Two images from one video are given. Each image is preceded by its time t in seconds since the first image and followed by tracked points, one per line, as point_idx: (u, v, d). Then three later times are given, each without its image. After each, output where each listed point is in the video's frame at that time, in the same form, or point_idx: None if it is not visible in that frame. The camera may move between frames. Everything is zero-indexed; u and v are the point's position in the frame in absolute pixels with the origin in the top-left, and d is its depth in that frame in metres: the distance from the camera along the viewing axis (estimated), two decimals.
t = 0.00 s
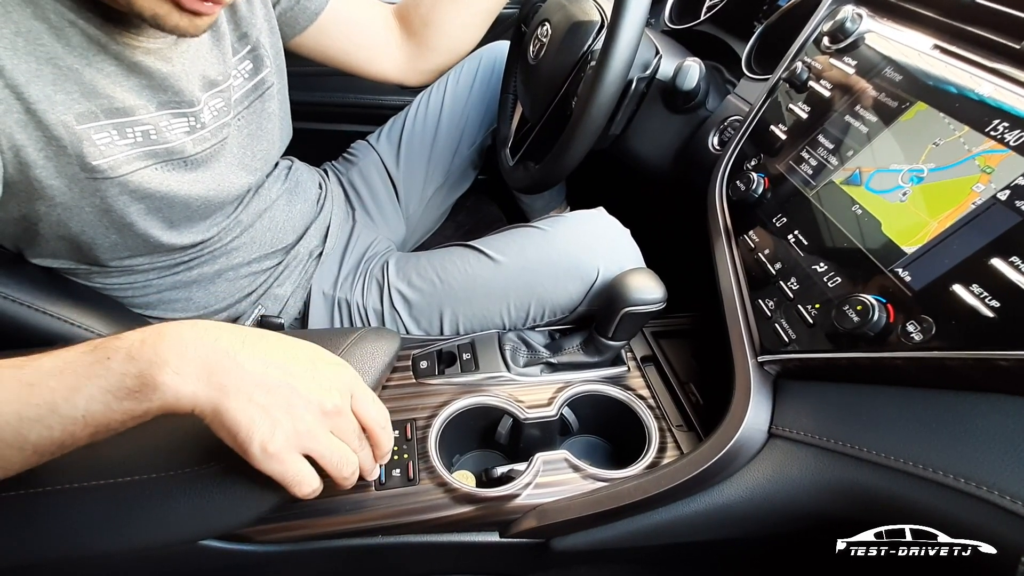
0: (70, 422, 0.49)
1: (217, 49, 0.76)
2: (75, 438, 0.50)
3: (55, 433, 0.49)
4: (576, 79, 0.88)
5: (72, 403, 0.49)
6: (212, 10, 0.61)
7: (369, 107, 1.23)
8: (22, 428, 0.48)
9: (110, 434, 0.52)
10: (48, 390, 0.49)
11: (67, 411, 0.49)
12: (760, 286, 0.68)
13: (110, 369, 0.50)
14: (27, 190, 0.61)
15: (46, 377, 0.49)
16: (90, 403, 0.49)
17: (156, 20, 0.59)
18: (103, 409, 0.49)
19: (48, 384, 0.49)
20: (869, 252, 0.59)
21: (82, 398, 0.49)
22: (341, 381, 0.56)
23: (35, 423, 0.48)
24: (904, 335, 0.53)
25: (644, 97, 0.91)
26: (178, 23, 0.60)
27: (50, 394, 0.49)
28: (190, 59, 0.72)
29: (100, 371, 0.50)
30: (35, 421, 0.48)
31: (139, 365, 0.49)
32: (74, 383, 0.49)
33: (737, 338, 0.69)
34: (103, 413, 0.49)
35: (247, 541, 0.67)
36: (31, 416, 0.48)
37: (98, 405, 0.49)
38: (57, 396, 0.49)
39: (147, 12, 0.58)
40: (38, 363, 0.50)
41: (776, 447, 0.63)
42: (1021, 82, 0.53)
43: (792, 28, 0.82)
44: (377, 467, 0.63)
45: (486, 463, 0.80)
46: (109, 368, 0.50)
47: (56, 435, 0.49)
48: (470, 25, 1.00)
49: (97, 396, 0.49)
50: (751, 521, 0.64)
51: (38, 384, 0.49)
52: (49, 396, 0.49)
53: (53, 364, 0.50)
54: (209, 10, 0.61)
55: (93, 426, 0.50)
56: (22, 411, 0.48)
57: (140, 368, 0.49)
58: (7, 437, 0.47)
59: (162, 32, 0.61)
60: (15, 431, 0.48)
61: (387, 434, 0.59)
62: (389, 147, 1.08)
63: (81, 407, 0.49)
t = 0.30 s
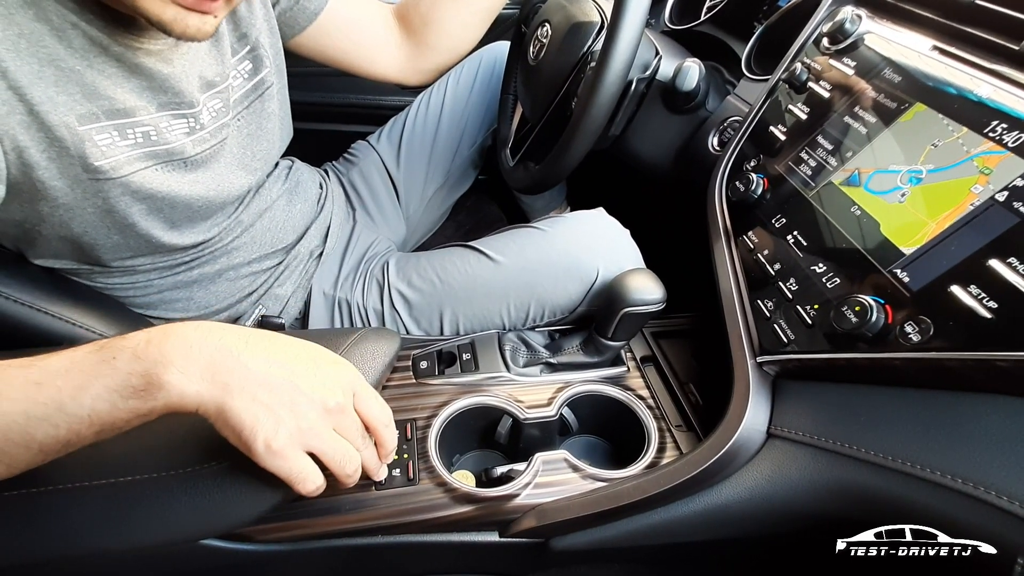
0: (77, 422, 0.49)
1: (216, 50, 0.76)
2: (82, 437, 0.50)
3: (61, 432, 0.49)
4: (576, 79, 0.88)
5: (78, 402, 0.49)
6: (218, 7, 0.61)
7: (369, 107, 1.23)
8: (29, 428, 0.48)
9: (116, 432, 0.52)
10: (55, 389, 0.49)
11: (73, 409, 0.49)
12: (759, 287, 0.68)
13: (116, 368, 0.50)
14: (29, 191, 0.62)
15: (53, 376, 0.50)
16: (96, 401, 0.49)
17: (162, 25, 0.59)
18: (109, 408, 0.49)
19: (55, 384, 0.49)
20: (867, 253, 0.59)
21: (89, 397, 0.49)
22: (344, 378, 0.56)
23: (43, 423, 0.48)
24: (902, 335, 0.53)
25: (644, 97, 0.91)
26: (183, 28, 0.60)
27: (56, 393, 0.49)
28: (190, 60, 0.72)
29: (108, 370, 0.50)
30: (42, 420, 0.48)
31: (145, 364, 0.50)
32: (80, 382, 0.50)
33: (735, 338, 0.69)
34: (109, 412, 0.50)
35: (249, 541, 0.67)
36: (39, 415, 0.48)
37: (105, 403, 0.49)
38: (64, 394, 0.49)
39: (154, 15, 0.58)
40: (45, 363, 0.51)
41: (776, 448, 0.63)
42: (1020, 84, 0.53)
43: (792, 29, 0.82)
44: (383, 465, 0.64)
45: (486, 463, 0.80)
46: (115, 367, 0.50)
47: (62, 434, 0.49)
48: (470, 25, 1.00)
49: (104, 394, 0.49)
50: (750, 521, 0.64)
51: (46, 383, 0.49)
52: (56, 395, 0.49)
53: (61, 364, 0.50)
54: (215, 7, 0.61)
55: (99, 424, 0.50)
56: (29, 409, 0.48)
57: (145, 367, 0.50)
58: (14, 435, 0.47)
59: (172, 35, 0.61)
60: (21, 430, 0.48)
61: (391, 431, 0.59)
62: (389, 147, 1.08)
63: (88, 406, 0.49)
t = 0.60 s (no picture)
0: (77, 421, 0.49)
1: (214, 52, 0.76)
2: (81, 436, 0.50)
3: (61, 431, 0.49)
4: (575, 80, 0.88)
5: (78, 401, 0.49)
6: (215, 15, 0.61)
7: (369, 108, 1.23)
8: (29, 428, 0.48)
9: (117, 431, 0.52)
10: (55, 388, 0.49)
11: (73, 409, 0.49)
12: (758, 287, 0.69)
13: (117, 368, 0.50)
14: (30, 192, 0.62)
15: (54, 376, 0.50)
16: (96, 401, 0.49)
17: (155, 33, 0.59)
18: (109, 408, 0.50)
19: (55, 383, 0.50)
20: (865, 254, 0.59)
21: (89, 397, 0.49)
22: (343, 377, 0.57)
23: (43, 421, 0.48)
24: (899, 336, 0.53)
25: (644, 98, 0.92)
26: (176, 36, 0.60)
27: (56, 393, 0.49)
28: (188, 61, 0.72)
29: (107, 370, 0.50)
30: (43, 419, 0.48)
31: (145, 364, 0.50)
32: (80, 381, 0.50)
33: (734, 339, 0.69)
34: (109, 412, 0.50)
35: (248, 540, 0.67)
36: (40, 414, 0.48)
37: (104, 403, 0.49)
38: (65, 394, 0.49)
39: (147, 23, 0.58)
40: (46, 364, 0.51)
41: (774, 448, 0.63)
42: (1017, 85, 0.53)
43: (790, 30, 0.82)
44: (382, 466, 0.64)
45: (485, 463, 0.80)
46: (115, 367, 0.50)
47: (63, 434, 0.49)
48: (469, 25, 1.00)
49: (104, 394, 0.49)
50: (749, 522, 0.64)
51: (47, 383, 0.49)
52: (57, 394, 0.49)
53: (61, 364, 0.51)
54: (212, 16, 0.61)
55: (100, 424, 0.50)
56: (30, 409, 0.48)
57: (146, 366, 0.50)
58: (14, 433, 0.48)
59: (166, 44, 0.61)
60: (22, 430, 0.48)
61: (390, 430, 0.60)
62: (389, 147, 1.08)
63: (88, 406, 0.49)
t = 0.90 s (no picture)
0: (79, 420, 0.49)
1: (213, 53, 0.77)
2: (83, 436, 0.50)
3: (63, 430, 0.49)
4: (574, 81, 0.88)
5: (80, 401, 0.49)
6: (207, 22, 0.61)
7: (369, 109, 1.23)
8: (33, 427, 0.48)
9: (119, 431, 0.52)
10: (57, 388, 0.50)
11: (76, 408, 0.49)
12: (756, 288, 0.69)
13: (119, 368, 0.50)
14: (30, 194, 0.62)
15: (56, 376, 0.50)
16: (99, 400, 0.50)
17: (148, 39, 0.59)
18: (111, 406, 0.50)
19: (57, 383, 0.50)
20: (864, 254, 0.59)
21: (91, 396, 0.49)
22: (343, 376, 0.57)
23: (45, 421, 0.48)
24: (897, 337, 0.53)
25: (643, 99, 0.92)
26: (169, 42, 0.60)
27: (59, 392, 0.49)
28: (187, 63, 0.72)
29: (110, 369, 0.50)
30: (45, 419, 0.48)
31: (147, 362, 0.50)
32: (82, 381, 0.50)
33: (733, 339, 0.69)
34: (110, 410, 0.50)
35: (247, 541, 0.67)
36: (42, 414, 0.48)
37: (107, 402, 0.50)
38: (68, 393, 0.49)
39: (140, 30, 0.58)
40: (47, 363, 0.51)
41: (772, 449, 0.63)
42: (1014, 86, 0.53)
43: (789, 31, 0.82)
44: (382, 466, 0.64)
45: (485, 463, 0.81)
46: (117, 367, 0.50)
47: (64, 433, 0.49)
48: (468, 26, 1.00)
49: (105, 393, 0.50)
50: (748, 522, 0.64)
51: (49, 382, 0.50)
52: (59, 394, 0.49)
53: (64, 364, 0.51)
54: (205, 22, 0.61)
55: (101, 423, 0.50)
56: (32, 409, 0.48)
57: (148, 365, 0.50)
58: (17, 433, 0.48)
59: (158, 48, 0.61)
60: (25, 429, 0.48)
61: (390, 430, 0.60)
62: (389, 148, 1.08)
63: (90, 405, 0.49)
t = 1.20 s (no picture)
0: (79, 424, 0.49)
1: (214, 53, 0.77)
2: (83, 440, 0.50)
3: (63, 435, 0.49)
4: (576, 81, 0.88)
5: (80, 405, 0.49)
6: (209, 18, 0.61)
7: (370, 108, 1.23)
8: (32, 431, 0.48)
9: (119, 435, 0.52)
10: (57, 392, 0.49)
11: (75, 412, 0.49)
12: (759, 288, 0.68)
13: (119, 372, 0.50)
14: (32, 194, 0.62)
15: (56, 380, 0.50)
16: (99, 405, 0.49)
17: (152, 37, 0.59)
18: (111, 411, 0.49)
19: (57, 387, 0.49)
20: (867, 254, 0.59)
21: (91, 401, 0.49)
22: (345, 380, 0.57)
23: (45, 425, 0.48)
24: (901, 337, 0.53)
25: (645, 98, 0.92)
26: (173, 40, 0.60)
27: (59, 396, 0.49)
28: (188, 63, 0.72)
29: (109, 373, 0.50)
30: (45, 423, 0.48)
31: (147, 367, 0.50)
32: (83, 385, 0.50)
33: (735, 339, 0.69)
34: (110, 415, 0.50)
35: (248, 541, 0.67)
36: (42, 418, 0.48)
37: (107, 407, 0.49)
38: (67, 397, 0.49)
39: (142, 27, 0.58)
40: (49, 367, 0.51)
41: (774, 449, 0.63)
42: (1018, 85, 0.53)
43: (791, 31, 0.82)
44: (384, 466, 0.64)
45: (486, 464, 0.80)
46: (116, 371, 0.50)
47: (64, 437, 0.49)
48: (469, 26, 1.00)
49: (105, 398, 0.49)
50: (751, 523, 0.64)
51: (50, 387, 0.49)
52: (59, 398, 0.49)
53: (63, 367, 0.50)
54: (207, 20, 0.61)
55: (101, 427, 0.50)
56: (32, 413, 0.48)
57: (148, 370, 0.50)
58: (17, 437, 0.48)
59: (161, 47, 0.61)
60: (25, 434, 0.48)
61: (392, 432, 0.60)
62: (390, 148, 1.08)
63: (90, 409, 0.49)
